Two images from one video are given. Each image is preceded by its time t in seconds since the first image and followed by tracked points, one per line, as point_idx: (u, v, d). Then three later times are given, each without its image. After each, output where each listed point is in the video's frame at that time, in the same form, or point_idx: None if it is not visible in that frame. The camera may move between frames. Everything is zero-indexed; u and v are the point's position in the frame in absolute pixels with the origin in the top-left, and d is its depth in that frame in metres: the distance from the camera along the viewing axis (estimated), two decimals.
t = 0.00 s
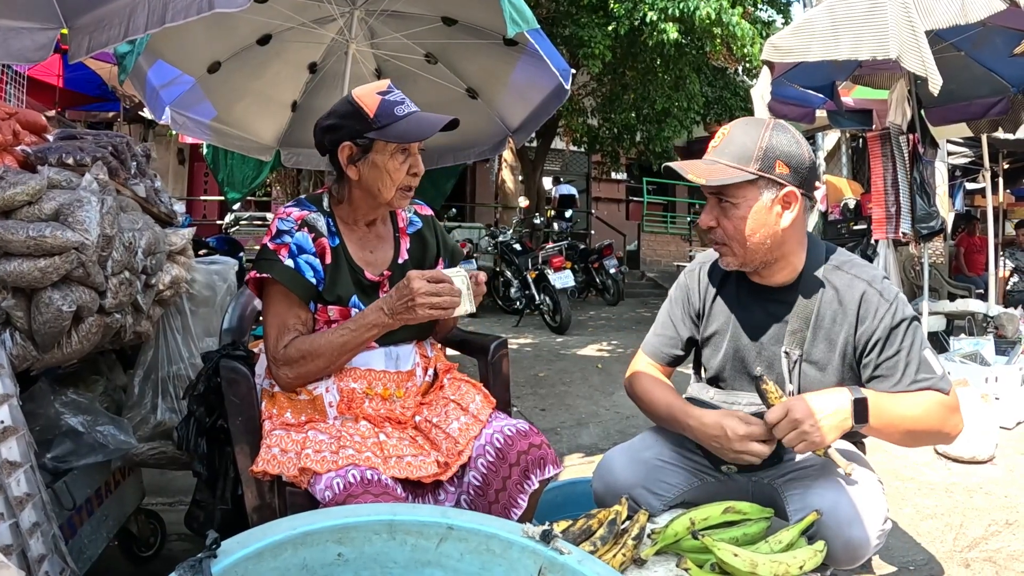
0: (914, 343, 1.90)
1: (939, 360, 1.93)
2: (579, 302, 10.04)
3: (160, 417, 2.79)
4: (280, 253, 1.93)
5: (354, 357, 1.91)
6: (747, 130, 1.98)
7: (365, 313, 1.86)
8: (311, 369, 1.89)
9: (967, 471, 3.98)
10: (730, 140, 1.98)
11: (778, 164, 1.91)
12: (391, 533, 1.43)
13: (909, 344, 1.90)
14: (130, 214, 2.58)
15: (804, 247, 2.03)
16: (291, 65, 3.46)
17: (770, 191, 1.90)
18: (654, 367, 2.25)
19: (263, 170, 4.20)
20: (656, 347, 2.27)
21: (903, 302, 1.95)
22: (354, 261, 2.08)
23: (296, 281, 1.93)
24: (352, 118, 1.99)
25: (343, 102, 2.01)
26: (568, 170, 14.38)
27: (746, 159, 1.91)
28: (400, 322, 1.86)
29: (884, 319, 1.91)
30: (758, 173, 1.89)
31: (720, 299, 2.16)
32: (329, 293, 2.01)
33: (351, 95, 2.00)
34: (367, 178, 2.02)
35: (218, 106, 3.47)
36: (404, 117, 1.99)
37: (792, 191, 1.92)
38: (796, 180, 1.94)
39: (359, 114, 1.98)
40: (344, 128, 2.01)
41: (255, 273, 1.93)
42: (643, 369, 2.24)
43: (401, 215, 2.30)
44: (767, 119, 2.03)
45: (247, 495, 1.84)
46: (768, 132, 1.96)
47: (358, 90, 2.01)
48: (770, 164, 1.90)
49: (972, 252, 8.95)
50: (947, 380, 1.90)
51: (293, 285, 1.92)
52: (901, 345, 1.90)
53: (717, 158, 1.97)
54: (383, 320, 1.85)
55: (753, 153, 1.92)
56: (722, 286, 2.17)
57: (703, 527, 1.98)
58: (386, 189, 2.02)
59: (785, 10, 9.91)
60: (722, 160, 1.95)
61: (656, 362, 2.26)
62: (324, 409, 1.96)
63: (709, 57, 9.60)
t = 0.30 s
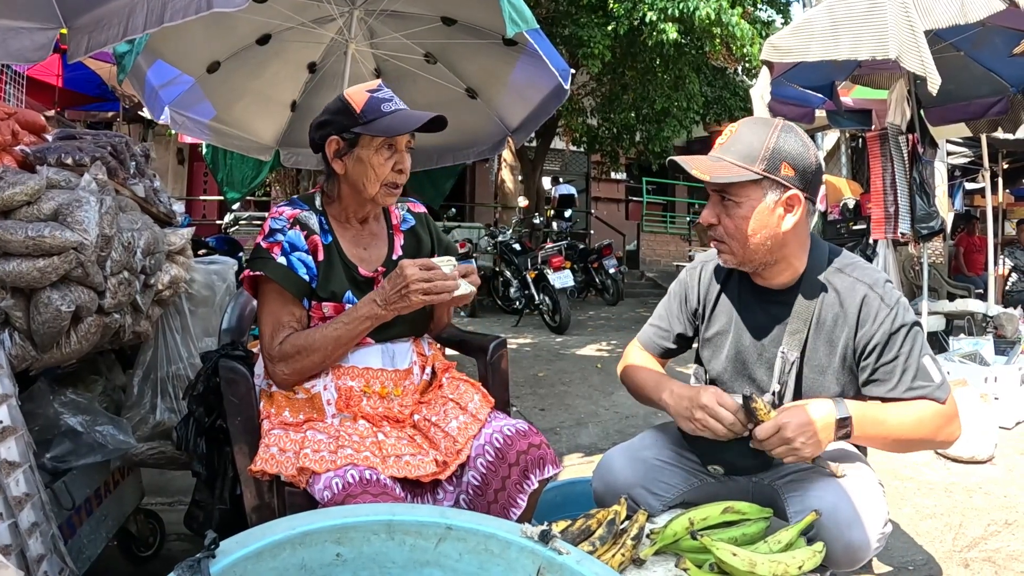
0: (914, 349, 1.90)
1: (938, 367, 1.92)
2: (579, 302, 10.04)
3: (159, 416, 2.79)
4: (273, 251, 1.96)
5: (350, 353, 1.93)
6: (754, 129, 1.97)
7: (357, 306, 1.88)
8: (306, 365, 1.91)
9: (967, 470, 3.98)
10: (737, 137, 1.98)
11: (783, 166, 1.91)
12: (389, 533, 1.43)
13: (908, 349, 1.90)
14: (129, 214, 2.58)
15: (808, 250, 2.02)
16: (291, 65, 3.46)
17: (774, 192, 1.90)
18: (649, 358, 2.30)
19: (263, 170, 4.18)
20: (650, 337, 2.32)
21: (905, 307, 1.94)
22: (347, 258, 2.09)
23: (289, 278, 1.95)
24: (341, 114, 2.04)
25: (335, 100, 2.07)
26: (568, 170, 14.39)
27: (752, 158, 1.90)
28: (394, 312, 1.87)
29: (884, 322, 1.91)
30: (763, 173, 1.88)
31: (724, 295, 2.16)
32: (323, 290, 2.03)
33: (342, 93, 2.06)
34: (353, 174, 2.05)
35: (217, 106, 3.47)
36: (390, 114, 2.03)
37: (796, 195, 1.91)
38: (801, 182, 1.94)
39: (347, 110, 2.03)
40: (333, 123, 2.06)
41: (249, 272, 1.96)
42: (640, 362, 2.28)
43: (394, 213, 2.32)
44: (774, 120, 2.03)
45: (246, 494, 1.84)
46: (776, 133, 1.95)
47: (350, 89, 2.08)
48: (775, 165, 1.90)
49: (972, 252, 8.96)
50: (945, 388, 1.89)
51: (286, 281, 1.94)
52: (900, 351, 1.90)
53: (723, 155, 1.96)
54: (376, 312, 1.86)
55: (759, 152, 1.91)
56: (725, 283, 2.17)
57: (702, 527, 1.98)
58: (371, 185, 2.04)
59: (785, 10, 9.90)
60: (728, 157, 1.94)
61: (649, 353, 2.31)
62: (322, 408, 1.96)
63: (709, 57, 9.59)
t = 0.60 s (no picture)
0: (910, 350, 1.88)
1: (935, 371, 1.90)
2: (578, 302, 10.04)
3: (160, 416, 2.79)
4: (272, 250, 1.96)
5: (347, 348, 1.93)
6: (759, 128, 1.97)
7: (354, 302, 1.87)
8: (305, 362, 1.91)
9: (967, 470, 3.98)
10: (742, 136, 1.98)
11: (786, 165, 1.91)
12: (392, 533, 1.43)
13: (904, 350, 1.89)
14: (130, 213, 2.58)
15: (806, 258, 2.01)
16: (291, 65, 3.45)
17: (777, 191, 1.90)
18: (646, 341, 2.32)
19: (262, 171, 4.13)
20: (650, 322, 2.34)
21: (904, 308, 1.93)
22: (346, 256, 2.10)
23: (288, 277, 1.95)
24: (323, 113, 2.10)
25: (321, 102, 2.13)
26: (568, 170, 14.40)
27: (756, 156, 1.90)
28: (392, 307, 1.87)
29: (881, 322, 1.91)
30: (767, 172, 1.88)
31: (724, 294, 2.17)
32: (321, 287, 2.03)
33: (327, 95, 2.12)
34: (340, 169, 2.08)
35: (217, 106, 3.46)
36: (368, 106, 2.04)
37: (798, 195, 1.91)
38: (804, 183, 1.94)
39: (329, 109, 2.09)
40: (320, 123, 2.11)
41: (248, 271, 1.96)
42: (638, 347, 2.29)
43: (391, 211, 2.32)
44: (780, 120, 2.02)
45: (247, 494, 1.84)
46: (780, 132, 1.95)
47: (335, 91, 2.13)
48: (779, 164, 1.90)
49: (971, 252, 8.96)
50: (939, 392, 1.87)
51: (285, 280, 1.94)
52: (896, 352, 1.89)
53: (728, 152, 1.96)
54: (374, 308, 1.86)
55: (764, 151, 1.91)
56: (727, 279, 2.18)
57: (703, 526, 1.98)
58: (356, 178, 2.05)
59: (785, 10, 9.91)
60: (732, 155, 1.94)
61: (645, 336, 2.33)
62: (324, 405, 1.96)
63: (709, 57, 9.60)
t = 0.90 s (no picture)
0: (909, 351, 1.87)
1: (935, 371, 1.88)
2: (578, 302, 10.04)
3: (159, 416, 2.79)
4: (271, 250, 1.96)
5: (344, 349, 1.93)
6: (757, 127, 1.97)
7: (351, 303, 1.87)
8: (302, 362, 1.91)
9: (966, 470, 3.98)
10: (739, 134, 1.97)
11: (784, 165, 1.91)
12: (391, 533, 1.43)
13: (902, 351, 1.87)
14: (130, 213, 2.58)
15: (800, 256, 2.01)
16: (290, 65, 3.45)
17: (774, 191, 1.90)
18: (654, 312, 2.44)
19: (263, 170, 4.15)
20: (661, 291, 2.43)
21: (900, 308, 1.92)
22: (345, 257, 2.09)
23: (288, 277, 1.96)
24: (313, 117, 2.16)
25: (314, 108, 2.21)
26: (568, 170, 14.41)
27: (754, 156, 1.90)
28: (389, 309, 1.87)
29: (877, 322, 1.89)
30: (764, 171, 1.88)
31: (724, 294, 2.17)
32: (320, 288, 2.03)
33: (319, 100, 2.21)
34: (330, 170, 2.11)
35: (217, 106, 3.46)
36: (347, 105, 2.06)
37: (795, 195, 1.91)
38: (801, 184, 1.93)
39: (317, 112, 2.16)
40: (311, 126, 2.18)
41: (248, 270, 1.96)
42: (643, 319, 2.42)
43: (391, 214, 2.32)
44: (777, 119, 2.02)
45: (246, 494, 1.84)
46: (778, 132, 1.95)
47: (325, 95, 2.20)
48: (777, 164, 1.90)
49: (971, 252, 8.96)
50: (938, 392, 1.86)
51: (284, 280, 1.95)
52: (895, 353, 1.87)
53: (725, 151, 1.95)
54: (370, 311, 1.86)
55: (761, 151, 1.91)
56: (722, 275, 2.21)
57: (703, 527, 1.98)
58: (341, 176, 2.08)
59: (785, 10, 9.90)
60: (729, 153, 1.93)
61: (654, 307, 2.44)
62: (323, 404, 1.96)
63: (709, 57, 9.60)
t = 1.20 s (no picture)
0: (888, 332, 1.86)
1: (912, 365, 1.84)
2: (578, 302, 10.04)
3: (160, 416, 2.79)
4: (274, 251, 1.96)
5: (346, 348, 1.93)
6: (775, 128, 1.95)
7: (352, 303, 1.87)
8: (304, 362, 1.91)
9: (966, 470, 3.99)
10: (761, 135, 1.93)
11: (806, 166, 1.93)
12: (392, 532, 1.43)
13: (881, 332, 1.87)
14: (131, 213, 2.58)
15: (799, 251, 2.02)
16: (291, 64, 3.45)
17: (800, 192, 1.92)
18: (661, 328, 2.38)
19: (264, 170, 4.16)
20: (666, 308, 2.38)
21: (890, 294, 1.93)
22: (348, 259, 2.10)
23: (291, 278, 1.96)
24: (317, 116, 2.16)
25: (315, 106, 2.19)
26: (568, 170, 14.42)
27: (783, 157, 1.88)
28: (390, 309, 1.87)
29: (863, 302, 1.91)
30: (795, 173, 1.88)
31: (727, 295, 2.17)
32: (323, 288, 2.04)
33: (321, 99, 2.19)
34: (332, 169, 2.12)
35: (218, 105, 3.46)
36: (348, 104, 2.06)
37: (815, 194, 1.95)
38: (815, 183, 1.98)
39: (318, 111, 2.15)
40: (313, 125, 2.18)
41: (251, 270, 1.96)
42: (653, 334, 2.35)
43: (394, 215, 2.33)
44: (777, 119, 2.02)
45: (248, 493, 1.84)
46: (795, 132, 1.95)
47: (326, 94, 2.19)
48: (801, 165, 1.91)
49: (971, 252, 8.97)
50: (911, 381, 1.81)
51: (288, 281, 1.95)
52: (873, 331, 1.88)
53: (753, 152, 1.89)
54: (371, 311, 1.86)
55: (789, 152, 1.90)
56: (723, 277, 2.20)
57: (704, 526, 1.98)
58: (343, 176, 2.08)
59: (785, 11, 9.91)
60: (760, 155, 1.88)
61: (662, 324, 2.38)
62: (324, 404, 1.97)
63: (709, 57, 9.59)
